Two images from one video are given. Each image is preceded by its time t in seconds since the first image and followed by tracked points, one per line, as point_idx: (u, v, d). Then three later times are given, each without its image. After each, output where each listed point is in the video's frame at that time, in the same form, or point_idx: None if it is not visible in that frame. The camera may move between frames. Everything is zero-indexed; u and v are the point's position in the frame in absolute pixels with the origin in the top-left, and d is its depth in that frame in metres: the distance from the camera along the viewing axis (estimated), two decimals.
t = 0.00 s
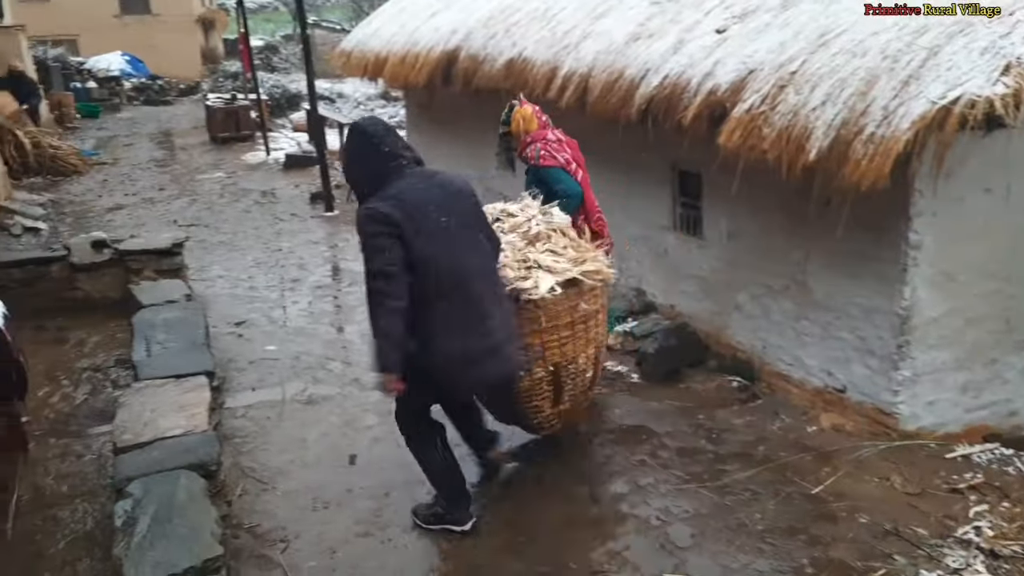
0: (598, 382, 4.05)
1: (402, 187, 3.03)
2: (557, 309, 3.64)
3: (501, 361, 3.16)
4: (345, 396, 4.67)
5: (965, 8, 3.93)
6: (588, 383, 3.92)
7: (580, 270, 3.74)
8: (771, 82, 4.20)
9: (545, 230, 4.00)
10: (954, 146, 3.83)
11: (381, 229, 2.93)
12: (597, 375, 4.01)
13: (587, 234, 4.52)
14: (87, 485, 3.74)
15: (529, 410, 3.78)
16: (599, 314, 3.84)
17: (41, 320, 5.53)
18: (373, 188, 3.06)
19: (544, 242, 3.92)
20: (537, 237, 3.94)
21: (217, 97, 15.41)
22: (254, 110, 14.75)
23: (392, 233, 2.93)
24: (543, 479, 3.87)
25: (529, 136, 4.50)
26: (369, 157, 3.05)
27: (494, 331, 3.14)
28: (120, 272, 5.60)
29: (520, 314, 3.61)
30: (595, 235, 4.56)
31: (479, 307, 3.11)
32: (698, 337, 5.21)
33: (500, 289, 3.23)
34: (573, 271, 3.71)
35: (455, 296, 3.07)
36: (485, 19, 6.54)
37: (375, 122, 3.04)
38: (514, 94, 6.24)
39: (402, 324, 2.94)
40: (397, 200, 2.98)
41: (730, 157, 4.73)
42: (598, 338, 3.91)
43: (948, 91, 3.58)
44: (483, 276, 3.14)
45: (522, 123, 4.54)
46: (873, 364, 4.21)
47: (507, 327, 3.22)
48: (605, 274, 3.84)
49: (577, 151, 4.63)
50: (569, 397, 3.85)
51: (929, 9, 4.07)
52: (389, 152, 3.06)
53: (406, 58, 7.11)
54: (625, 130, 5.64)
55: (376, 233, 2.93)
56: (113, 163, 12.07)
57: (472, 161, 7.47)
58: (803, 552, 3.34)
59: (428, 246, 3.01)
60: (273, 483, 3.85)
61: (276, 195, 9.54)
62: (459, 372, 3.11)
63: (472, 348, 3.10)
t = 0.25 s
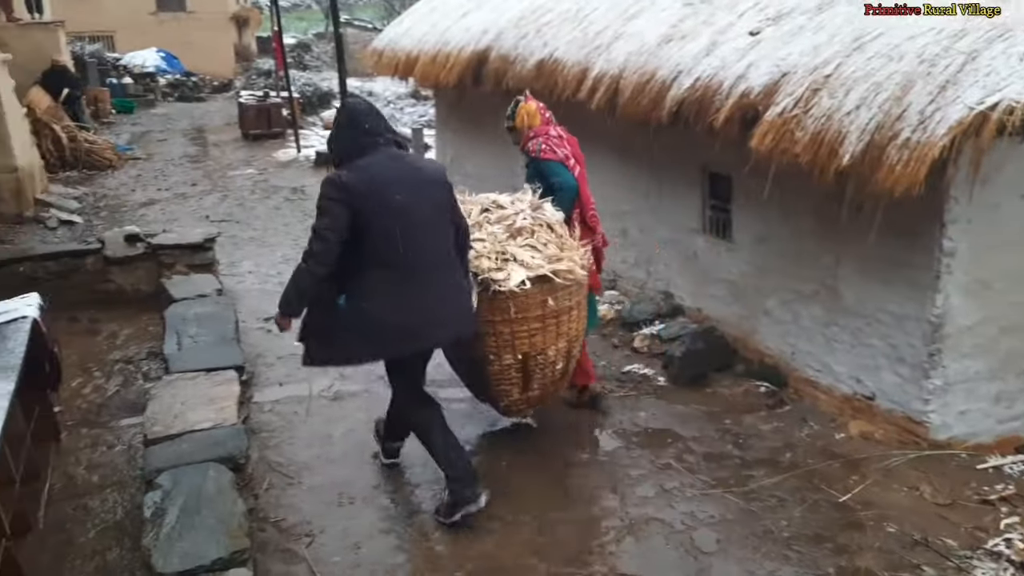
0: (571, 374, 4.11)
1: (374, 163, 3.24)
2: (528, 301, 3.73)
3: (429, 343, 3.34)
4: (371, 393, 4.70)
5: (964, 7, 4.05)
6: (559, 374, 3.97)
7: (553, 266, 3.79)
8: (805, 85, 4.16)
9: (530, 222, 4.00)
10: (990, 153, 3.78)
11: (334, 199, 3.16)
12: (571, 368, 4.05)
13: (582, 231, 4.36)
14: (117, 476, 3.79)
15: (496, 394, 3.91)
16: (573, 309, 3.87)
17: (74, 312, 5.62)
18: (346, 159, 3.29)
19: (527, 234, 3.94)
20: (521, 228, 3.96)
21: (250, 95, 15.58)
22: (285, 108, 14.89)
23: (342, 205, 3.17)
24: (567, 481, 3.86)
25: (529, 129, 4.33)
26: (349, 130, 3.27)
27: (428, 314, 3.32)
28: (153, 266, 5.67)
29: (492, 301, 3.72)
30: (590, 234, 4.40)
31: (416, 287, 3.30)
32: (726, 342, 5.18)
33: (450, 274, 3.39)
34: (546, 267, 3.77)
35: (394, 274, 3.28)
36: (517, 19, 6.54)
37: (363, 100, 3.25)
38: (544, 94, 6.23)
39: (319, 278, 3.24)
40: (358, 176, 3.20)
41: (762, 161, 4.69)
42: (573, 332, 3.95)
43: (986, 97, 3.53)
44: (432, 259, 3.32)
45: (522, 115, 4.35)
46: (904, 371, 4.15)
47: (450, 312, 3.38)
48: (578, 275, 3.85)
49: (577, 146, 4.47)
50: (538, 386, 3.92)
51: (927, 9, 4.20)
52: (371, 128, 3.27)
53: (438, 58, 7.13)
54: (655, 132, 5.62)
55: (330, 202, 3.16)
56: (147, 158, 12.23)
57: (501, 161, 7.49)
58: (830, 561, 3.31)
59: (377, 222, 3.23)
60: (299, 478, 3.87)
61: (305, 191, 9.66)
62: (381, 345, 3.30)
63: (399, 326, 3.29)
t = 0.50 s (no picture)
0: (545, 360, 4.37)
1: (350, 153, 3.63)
2: (497, 288, 3.98)
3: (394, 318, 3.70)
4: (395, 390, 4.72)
5: (964, 7, 4.15)
6: (529, 360, 4.22)
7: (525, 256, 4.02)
8: (835, 89, 4.12)
9: (509, 214, 4.25)
10: None
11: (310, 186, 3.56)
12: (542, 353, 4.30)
13: (565, 227, 4.54)
14: (144, 467, 3.84)
15: (468, 373, 4.17)
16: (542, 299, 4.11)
17: (105, 304, 5.70)
18: (324, 148, 3.67)
19: (505, 224, 4.18)
20: (502, 218, 4.21)
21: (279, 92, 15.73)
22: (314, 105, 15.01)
23: (315, 192, 3.56)
24: (589, 482, 3.85)
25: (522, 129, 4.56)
26: (327, 123, 3.66)
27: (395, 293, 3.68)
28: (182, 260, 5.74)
29: (463, 286, 4.00)
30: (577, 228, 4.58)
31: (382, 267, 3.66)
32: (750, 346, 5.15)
33: (415, 256, 3.73)
34: (514, 258, 4.00)
35: (363, 256, 3.65)
36: (546, 20, 6.54)
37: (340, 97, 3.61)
38: (571, 95, 6.23)
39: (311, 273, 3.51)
40: (330, 164, 3.59)
41: (790, 165, 4.66)
42: (544, 320, 4.20)
43: (1021, 103, 3.49)
44: (397, 242, 3.68)
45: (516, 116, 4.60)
46: (932, 380, 4.10)
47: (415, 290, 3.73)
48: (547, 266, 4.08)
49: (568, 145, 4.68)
50: (508, 369, 4.18)
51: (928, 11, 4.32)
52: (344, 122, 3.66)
53: (466, 57, 7.15)
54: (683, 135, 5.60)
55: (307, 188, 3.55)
56: (177, 154, 12.36)
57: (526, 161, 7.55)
58: (853, 569, 3.28)
59: (349, 207, 3.61)
60: (322, 472, 3.90)
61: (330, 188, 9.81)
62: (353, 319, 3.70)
63: (368, 303, 3.66)
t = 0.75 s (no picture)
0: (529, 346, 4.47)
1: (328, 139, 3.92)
2: (471, 272, 4.09)
3: (376, 293, 3.98)
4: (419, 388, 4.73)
5: (964, 8, 4.27)
6: (510, 344, 4.32)
7: (496, 241, 4.10)
8: (867, 92, 4.08)
9: (493, 202, 4.33)
10: None
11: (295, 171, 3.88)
12: (524, 338, 4.39)
13: (556, 223, 4.65)
14: (171, 460, 3.88)
15: (450, 353, 4.33)
16: (517, 284, 4.18)
17: (134, 299, 5.77)
18: (312, 136, 3.98)
19: (487, 211, 4.27)
20: (483, 204, 4.30)
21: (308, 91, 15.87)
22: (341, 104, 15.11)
23: (300, 175, 3.88)
24: (612, 485, 3.84)
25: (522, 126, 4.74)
26: (315, 111, 3.96)
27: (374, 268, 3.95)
28: (211, 257, 5.80)
29: (442, 270, 4.13)
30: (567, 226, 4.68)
31: (361, 244, 3.95)
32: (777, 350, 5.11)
33: (394, 234, 3.99)
34: (487, 242, 4.08)
35: (344, 233, 3.95)
36: (575, 20, 6.54)
37: (324, 88, 3.89)
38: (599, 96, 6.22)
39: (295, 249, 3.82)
40: (313, 150, 3.90)
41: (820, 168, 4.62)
42: (523, 306, 4.27)
43: None
44: (375, 222, 3.95)
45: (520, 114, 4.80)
46: (961, 387, 4.05)
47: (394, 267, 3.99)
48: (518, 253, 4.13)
49: (566, 145, 4.79)
50: (489, 352, 4.30)
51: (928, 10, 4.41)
52: (328, 111, 3.95)
53: (494, 57, 7.16)
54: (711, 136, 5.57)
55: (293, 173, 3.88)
56: (207, 151, 12.49)
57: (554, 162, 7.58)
58: None
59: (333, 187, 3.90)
60: (346, 469, 3.92)
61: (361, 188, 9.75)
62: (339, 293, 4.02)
63: (350, 277, 3.96)
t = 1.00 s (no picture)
0: (532, 335, 4.58)
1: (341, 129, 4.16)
2: (462, 263, 4.21)
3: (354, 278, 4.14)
4: (453, 388, 4.75)
5: (964, 8, 4.35)
6: (508, 332, 4.42)
7: (486, 236, 4.20)
8: (910, 96, 4.02)
9: (492, 195, 4.41)
10: None
11: (306, 153, 4.12)
12: (524, 327, 4.48)
13: (565, 214, 4.70)
14: (209, 454, 3.94)
15: (454, 337, 4.49)
16: (508, 277, 4.26)
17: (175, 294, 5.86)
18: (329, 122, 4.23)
19: (484, 204, 4.37)
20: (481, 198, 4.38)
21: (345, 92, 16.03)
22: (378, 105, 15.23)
23: (309, 158, 4.12)
24: (646, 489, 3.82)
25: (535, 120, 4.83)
26: (333, 101, 4.21)
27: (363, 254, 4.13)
28: (250, 254, 5.88)
29: (440, 260, 4.28)
30: (577, 217, 4.72)
31: (356, 229, 4.14)
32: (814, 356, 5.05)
33: (390, 224, 4.18)
34: (477, 236, 4.19)
35: (341, 217, 4.16)
36: (613, 21, 6.52)
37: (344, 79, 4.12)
38: (636, 97, 6.19)
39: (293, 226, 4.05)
40: (324, 136, 4.14)
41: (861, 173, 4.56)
42: (519, 297, 4.36)
43: None
44: (372, 210, 4.15)
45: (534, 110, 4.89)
46: (1004, 397, 3.97)
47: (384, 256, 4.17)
48: (505, 247, 4.22)
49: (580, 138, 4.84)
50: (488, 338, 4.42)
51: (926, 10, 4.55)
52: (344, 102, 4.19)
53: (531, 58, 7.17)
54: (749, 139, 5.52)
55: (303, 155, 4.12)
56: (247, 150, 12.66)
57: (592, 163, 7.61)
58: None
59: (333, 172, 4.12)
60: (380, 467, 3.95)
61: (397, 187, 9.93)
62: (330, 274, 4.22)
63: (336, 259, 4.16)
